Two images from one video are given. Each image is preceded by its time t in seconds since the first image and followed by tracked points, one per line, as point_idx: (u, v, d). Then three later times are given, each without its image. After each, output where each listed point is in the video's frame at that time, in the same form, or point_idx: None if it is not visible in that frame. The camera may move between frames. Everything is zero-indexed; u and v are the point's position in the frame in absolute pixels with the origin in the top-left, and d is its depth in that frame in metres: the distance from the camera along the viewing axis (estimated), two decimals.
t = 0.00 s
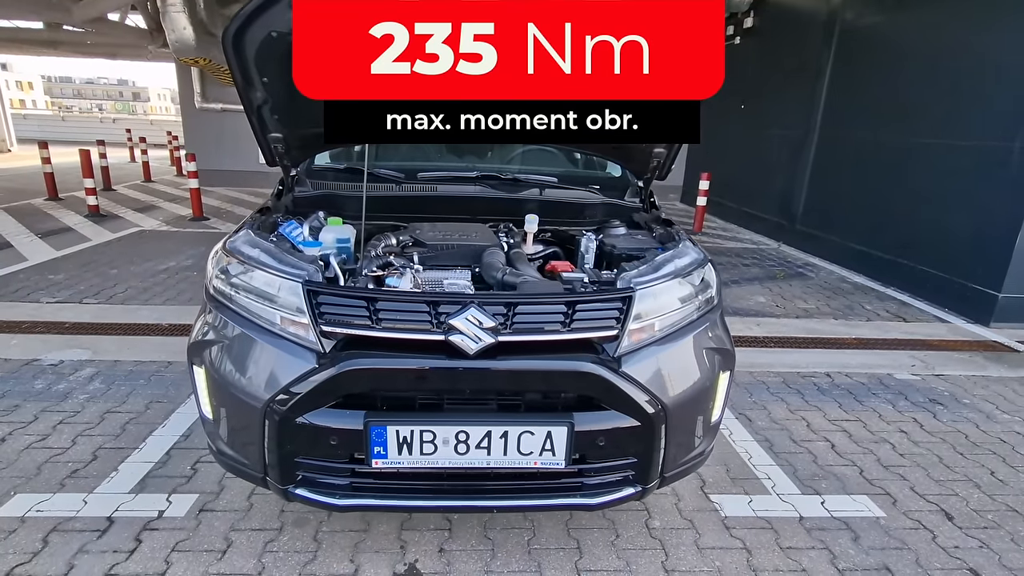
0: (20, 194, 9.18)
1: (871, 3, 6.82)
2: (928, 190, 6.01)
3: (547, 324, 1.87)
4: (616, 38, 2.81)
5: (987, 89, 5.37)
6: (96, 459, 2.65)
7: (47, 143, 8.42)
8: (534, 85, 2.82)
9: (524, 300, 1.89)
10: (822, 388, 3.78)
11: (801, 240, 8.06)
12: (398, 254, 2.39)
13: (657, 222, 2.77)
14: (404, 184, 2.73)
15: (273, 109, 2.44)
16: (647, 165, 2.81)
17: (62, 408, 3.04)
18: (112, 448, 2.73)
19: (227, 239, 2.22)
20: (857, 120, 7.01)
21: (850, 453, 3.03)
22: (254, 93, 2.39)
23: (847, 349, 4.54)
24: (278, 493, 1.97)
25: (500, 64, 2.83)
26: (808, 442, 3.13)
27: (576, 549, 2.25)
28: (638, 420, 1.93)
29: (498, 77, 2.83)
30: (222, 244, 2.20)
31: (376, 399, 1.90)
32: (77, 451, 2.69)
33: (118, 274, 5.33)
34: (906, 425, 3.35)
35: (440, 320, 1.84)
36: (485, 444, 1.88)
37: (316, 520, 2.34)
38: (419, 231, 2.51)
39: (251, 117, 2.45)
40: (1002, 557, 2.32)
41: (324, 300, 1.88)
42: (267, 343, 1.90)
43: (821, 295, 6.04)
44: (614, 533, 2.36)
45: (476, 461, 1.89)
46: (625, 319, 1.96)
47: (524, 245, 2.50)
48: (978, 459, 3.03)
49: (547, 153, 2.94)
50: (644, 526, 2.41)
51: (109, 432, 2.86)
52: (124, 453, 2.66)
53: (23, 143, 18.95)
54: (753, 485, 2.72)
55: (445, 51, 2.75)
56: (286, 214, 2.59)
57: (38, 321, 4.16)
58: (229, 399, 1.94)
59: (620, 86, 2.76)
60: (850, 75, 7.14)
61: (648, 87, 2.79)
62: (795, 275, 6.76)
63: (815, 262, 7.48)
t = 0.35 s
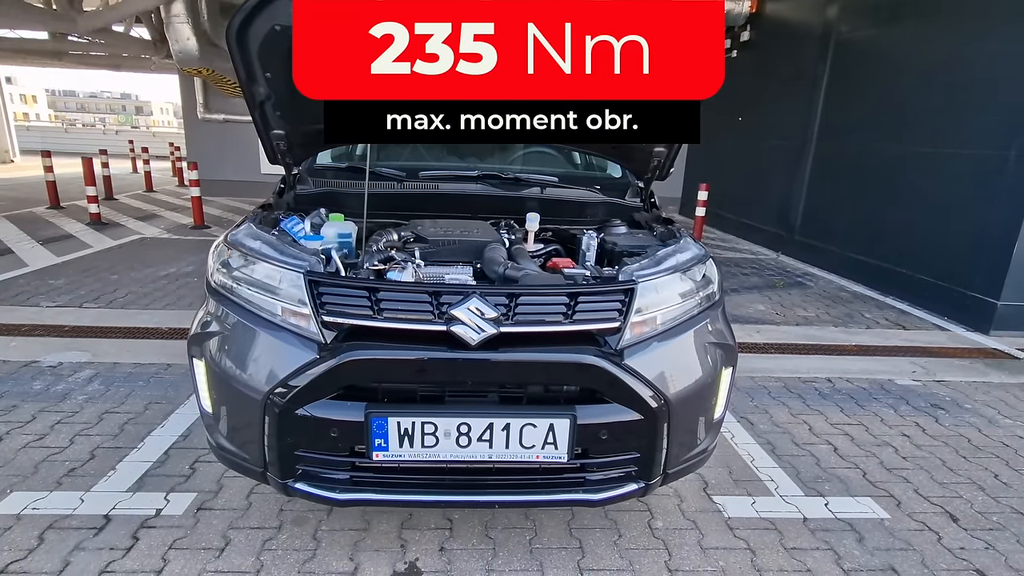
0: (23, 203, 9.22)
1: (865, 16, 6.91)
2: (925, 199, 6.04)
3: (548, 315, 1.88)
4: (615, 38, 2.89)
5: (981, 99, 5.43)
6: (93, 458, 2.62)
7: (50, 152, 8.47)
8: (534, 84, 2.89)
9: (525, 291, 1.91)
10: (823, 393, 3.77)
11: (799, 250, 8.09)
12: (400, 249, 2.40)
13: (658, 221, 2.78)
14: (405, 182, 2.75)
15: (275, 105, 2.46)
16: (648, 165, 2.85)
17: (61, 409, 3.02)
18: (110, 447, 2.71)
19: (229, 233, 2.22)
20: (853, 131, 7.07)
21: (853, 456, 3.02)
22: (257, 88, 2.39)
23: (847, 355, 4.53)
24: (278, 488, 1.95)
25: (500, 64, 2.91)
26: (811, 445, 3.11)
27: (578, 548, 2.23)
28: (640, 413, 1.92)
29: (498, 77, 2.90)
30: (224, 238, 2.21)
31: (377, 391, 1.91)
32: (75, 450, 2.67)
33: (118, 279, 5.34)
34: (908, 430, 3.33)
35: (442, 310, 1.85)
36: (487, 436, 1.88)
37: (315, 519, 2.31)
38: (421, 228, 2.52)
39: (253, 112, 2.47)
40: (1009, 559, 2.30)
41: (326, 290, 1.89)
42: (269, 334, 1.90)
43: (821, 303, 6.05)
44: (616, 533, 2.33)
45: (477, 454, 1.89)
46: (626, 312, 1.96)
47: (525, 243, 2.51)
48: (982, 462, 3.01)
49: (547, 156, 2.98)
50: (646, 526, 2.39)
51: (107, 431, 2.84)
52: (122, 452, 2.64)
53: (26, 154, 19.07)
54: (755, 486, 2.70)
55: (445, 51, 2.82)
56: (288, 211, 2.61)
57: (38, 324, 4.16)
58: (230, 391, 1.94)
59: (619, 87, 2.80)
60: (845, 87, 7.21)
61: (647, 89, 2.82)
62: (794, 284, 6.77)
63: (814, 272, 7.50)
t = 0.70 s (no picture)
0: (25, 218, 9.27)
1: (858, 31, 7.02)
2: (924, 209, 6.07)
3: (550, 311, 1.87)
4: (615, 38, 2.86)
5: (977, 109, 5.49)
6: (90, 462, 2.60)
7: (53, 167, 8.54)
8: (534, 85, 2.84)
9: (526, 286, 1.90)
10: (825, 398, 3.75)
11: (798, 261, 8.11)
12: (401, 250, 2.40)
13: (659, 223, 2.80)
14: (406, 185, 2.77)
15: (277, 107, 2.48)
16: (648, 168, 2.89)
17: (59, 414, 3.00)
18: (107, 452, 2.68)
19: (231, 232, 2.22)
20: (851, 143, 7.13)
21: (858, 459, 2.99)
22: (259, 90, 2.42)
23: (848, 361, 4.51)
24: (277, 487, 1.93)
25: (500, 63, 2.87)
26: (815, 448, 3.08)
27: (581, 550, 2.19)
28: (644, 409, 1.91)
29: (498, 77, 2.88)
30: (226, 237, 2.21)
31: (377, 388, 1.90)
32: (72, 455, 2.65)
33: (118, 290, 5.34)
34: (913, 434, 3.30)
35: (443, 305, 1.84)
36: (489, 432, 1.86)
37: (314, 521, 2.28)
38: (422, 229, 2.53)
39: (255, 115, 2.49)
40: (1019, 559, 2.26)
41: (326, 286, 1.88)
42: (269, 331, 1.89)
43: (821, 312, 6.04)
44: (619, 534, 2.30)
45: (479, 451, 1.87)
46: (628, 307, 1.96)
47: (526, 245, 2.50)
48: (988, 465, 2.98)
49: (547, 162, 3.06)
50: (650, 528, 2.35)
51: (104, 436, 2.82)
52: (120, 456, 2.62)
53: (28, 172, 19.22)
54: (760, 489, 2.67)
55: (446, 51, 2.82)
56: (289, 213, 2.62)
57: (37, 333, 4.15)
58: (230, 389, 1.93)
59: (619, 87, 2.81)
60: (842, 100, 7.29)
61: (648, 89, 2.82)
62: (793, 294, 6.78)
63: (814, 282, 7.51)
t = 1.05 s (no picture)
0: (27, 236, 9.32)
1: (852, 51, 7.16)
2: (921, 222, 6.12)
3: (551, 309, 1.88)
4: (615, 38, 3.04)
5: (971, 123, 5.57)
6: (87, 469, 2.58)
7: (56, 184, 8.61)
8: (533, 84, 3.01)
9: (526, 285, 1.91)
10: (826, 408, 3.73)
11: (797, 276, 8.14)
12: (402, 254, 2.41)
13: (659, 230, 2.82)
14: (407, 192, 2.80)
15: (280, 114, 2.52)
16: (648, 175, 2.92)
17: (56, 422, 2.98)
18: (104, 459, 2.66)
19: (232, 235, 2.23)
20: (847, 158, 7.20)
21: (861, 467, 2.96)
22: (263, 97, 2.46)
23: (849, 372, 4.51)
24: (277, 489, 1.91)
25: (500, 63, 3.09)
26: (818, 456, 3.06)
27: (582, 555, 2.16)
28: (645, 409, 1.90)
29: (496, 78, 3.06)
30: (227, 239, 2.23)
31: (377, 388, 1.89)
32: (69, 461, 2.63)
33: (118, 304, 5.35)
34: (916, 442, 3.28)
35: (444, 304, 1.84)
36: (489, 432, 1.85)
37: (312, 527, 2.25)
38: (423, 234, 2.55)
39: (259, 122, 2.53)
40: None
41: (329, 284, 1.89)
42: (270, 330, 1.90)
43: (821, 326, 6.05)
44: (621, 540, 2.27)
45: (480, 451, 1.85)
46: (629, 308, 1.96)
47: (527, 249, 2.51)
48: (992, 472, 2.96)
49: (546, 172, 3.15)
50: (653, 534, 2.32)
51: (101, 443, 2.79)
52: (117, 463, 2.60)
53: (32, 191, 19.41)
54: (763, 495, 2.64)
55: (445, 51, 2.98)
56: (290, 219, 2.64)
57: (37, 344, 4.15)
58: (230, 390, 1.92)
59: (620, 86, 2.90)
60: (837, 116, 7.39)
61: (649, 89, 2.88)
62: (793, 308, 6.79)
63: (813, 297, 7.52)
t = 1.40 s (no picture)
0: (30, 256, 9.37)
1: (845, 74, 7.29)
2: (918, 239, 6.16)
3: (549, 312, 1.89)
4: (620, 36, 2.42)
5: (967, 143, 5.63)
6: (84, 479, 2.56)
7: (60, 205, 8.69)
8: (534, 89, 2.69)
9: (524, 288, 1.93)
10: (827, 420, 3.72)
11: (796, 294, 8.16)
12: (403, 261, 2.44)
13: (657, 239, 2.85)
14: (408, 202, 2.84)
15: (283, 126, 2.56)
16: (644, 188, 2.97)
17: (54, 434, 2.97)
18: (101, 469, 2.65)
19: (234, 242, 2.26)
20: (844, 177, 7.28)
21: (862, 478, 2.95)
22: (266, 108, 2.47)
23: (849, 387, 4.50)
24: (275, 493, 1.91)
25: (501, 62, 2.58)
26: (819, 468, 3.04)
27: (582, 563, 2.14)
28: (644, 411, 1.91)
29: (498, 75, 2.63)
30: (229, 246, 2.26)
31: (377, 390, 1.91)
32: (66, 472, 2.61)
33: (118, 320, 5.36)
34: (917, 454, 3.27)
35: (444, 306, 1.86)
36: (488, 434, 1.86)
37: (310, 535, 2.23)
38: (423, 243, 2.58)
39: (261, 134, 2.55)
40: None
41: (330, 287, 1.91)
42: (270, 333, 1.91)
43: (820, 342, 6.05)
44: (622, 548, 2.25)
45: (479, 453, 1.86)
46: (627, 311, 1.98)
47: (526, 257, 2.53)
48: (994, 483, 2.94)
49: (545, 185, 3.21)
50: (654, 542, 2.31)
51: (99, 454, 2.78)
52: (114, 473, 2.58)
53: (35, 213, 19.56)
54: (764, 505, 2.63)
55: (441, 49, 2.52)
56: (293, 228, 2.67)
57: (36, 358, 4.15)
58: (229, 393, 1.93)
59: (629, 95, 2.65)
60: (833, 136, 7.49)
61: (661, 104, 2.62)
62: (792, 325, 6.80)
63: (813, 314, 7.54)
